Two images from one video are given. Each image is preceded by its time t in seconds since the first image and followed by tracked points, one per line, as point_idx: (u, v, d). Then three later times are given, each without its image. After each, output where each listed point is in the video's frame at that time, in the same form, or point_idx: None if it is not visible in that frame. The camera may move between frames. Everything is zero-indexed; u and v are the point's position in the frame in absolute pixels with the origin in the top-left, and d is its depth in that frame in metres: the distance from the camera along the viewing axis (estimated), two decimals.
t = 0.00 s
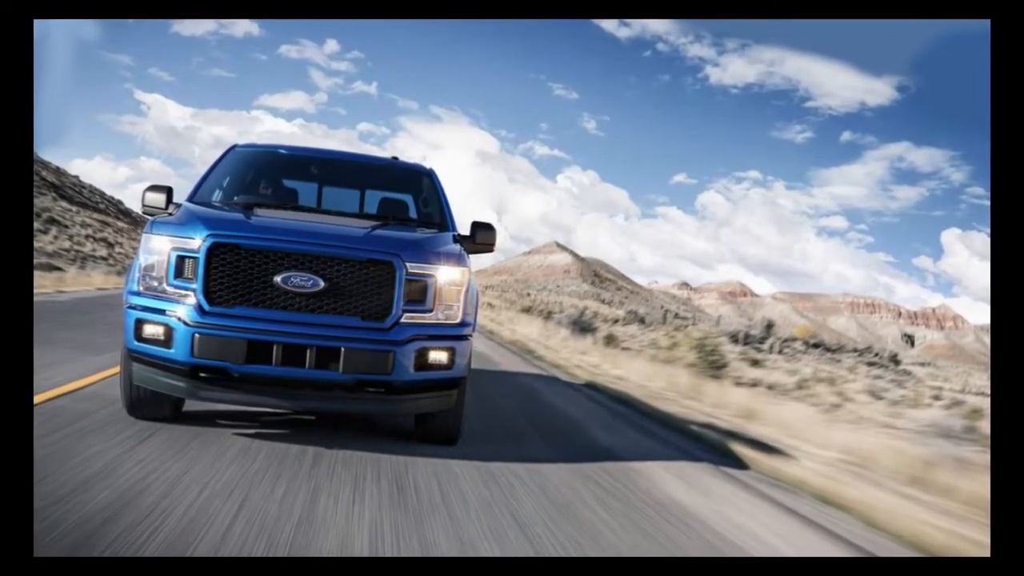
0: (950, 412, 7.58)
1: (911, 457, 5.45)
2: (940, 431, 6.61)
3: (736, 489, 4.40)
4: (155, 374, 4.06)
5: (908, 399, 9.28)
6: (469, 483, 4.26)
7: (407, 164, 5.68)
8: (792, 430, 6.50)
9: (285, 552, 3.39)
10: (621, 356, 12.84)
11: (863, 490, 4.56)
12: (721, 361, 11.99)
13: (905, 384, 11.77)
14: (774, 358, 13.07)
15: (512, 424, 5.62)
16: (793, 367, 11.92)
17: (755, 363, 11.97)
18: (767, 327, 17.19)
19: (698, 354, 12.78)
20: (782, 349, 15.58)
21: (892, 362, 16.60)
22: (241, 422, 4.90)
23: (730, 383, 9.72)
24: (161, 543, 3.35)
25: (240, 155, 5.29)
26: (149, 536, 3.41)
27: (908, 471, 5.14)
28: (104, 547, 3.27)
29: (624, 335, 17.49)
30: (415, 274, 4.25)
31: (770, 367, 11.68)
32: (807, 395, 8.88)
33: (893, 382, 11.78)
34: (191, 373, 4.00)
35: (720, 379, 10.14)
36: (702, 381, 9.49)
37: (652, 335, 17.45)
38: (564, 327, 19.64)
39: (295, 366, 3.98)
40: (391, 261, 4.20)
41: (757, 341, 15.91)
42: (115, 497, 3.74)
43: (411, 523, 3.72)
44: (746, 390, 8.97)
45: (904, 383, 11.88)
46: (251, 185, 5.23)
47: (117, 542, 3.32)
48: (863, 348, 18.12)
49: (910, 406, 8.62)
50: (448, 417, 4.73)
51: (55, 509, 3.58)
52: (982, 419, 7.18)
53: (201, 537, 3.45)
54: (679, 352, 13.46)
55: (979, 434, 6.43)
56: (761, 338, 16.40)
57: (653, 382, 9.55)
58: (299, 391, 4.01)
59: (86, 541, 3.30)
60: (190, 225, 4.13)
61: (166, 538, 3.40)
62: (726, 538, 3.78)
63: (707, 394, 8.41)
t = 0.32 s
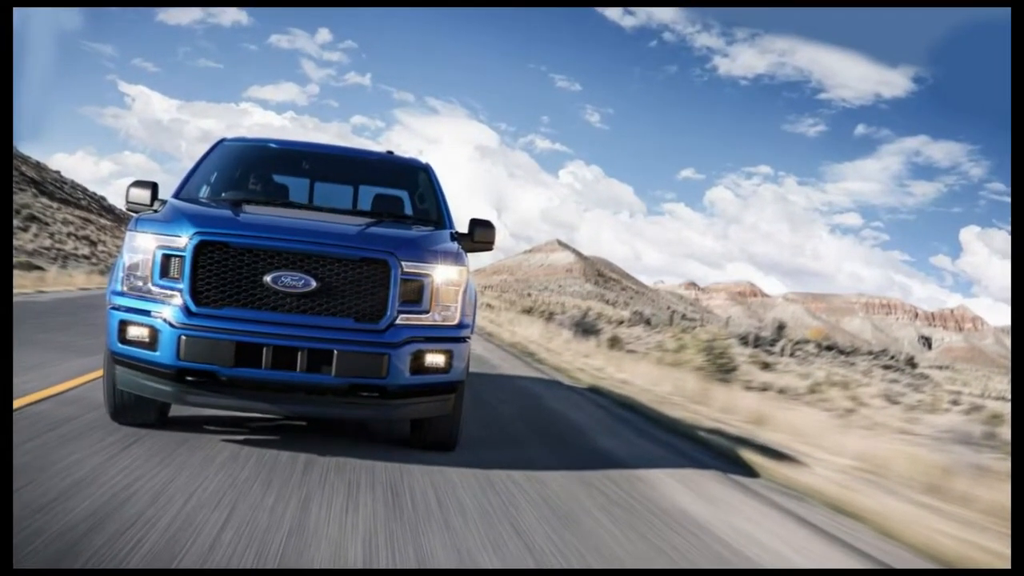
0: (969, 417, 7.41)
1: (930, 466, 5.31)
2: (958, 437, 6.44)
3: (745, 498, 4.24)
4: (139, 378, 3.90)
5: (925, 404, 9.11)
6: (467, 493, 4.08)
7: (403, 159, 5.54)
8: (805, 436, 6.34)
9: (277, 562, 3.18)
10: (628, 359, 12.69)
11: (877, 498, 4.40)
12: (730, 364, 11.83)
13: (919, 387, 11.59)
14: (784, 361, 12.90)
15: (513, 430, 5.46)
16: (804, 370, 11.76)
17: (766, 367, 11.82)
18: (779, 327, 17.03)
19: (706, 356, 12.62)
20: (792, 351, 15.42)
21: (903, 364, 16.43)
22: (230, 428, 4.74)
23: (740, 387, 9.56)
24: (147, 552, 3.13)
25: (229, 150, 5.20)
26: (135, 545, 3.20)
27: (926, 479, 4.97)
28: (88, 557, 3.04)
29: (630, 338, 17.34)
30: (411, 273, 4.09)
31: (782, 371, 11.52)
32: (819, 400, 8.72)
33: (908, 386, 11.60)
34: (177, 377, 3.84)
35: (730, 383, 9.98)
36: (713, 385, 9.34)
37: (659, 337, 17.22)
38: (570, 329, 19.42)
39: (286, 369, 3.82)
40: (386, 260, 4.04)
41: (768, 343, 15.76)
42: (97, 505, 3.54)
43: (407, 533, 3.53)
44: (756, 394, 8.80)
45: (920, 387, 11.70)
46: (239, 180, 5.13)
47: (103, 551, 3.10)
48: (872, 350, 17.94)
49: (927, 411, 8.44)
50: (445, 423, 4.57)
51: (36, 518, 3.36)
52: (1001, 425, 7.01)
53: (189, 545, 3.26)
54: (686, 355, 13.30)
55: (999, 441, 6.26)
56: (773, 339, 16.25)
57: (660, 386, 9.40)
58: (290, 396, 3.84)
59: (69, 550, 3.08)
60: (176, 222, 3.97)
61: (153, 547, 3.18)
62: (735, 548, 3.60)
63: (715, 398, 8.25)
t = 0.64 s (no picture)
0: (980, 421, 7.31)
1: (941, 472, 5.22)
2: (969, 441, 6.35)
3: (751, 504, 4.15)
4: (129, 381, 3.82)
5: (935, 407, 9.02)
6: (467, 498, 3.98)
7: (402, 158, 5.48)
8: (812, 440, 6.24)
9: (271, 568, 3.06)
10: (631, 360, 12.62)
11: (885, 504, 4.31)
12: (735, 366, 11.76)
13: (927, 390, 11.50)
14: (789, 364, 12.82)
15: (514, 434, 5.37)
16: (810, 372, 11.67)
17: (772, 370, 11.74)
18: (787, 329, 16.92)
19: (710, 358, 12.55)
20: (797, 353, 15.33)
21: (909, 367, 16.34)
22: (222, 432, 4.65)
23: (745, 390, 9.48)
24: (138, 559, 3.01)
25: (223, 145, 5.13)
26: (125, 552, 3.08)
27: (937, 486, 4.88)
28: (77, 563, 2.92)
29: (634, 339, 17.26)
30: (409, 273, 3.99)
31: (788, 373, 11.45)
32: (825, 403, 8.63)
33: (915, 388, 11.50)
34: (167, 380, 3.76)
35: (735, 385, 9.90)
36: (717, 388, 9.26)
37: (661, 339, 17.16)
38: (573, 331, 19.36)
39: (280, 371, 3.73)
40: (383, 260, 3.94)
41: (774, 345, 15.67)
42: (86, 511, 3.42)
43: (405, 540, 3.43)
44: (762, 397, 8.69)
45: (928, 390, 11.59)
46: (233, 177, 5.06)
47: (92, 557, 2.98)
48: (877, 352, 17.82)
49: (936, 415, 8.35)
50: (444, 427, 4.48)
51: (23, 523, 3.24)
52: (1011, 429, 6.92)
53: (181, 549, 3.16)
54: (690, 356, 13.22)
55: (1010, 445, 6.17)
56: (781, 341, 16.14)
57: (664, 388, 9.32)
58: (284, 399, 3.76)
59: (56, 557, 2.95)
60: (166, 222, 3.87)
61: (144, 553, 3.06)
62: (740, 555, 3.50)
63: (720, 401, 8.18)
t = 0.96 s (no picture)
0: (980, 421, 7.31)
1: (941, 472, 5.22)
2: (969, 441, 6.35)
3: (751, 505, 4.14)
4: (128, 381, 3.82)
5: (935, 407, 9.02)
6: (467, 499, 3.98)
7: (402, 158, 5.47)
8: (812, 441, 6.25)
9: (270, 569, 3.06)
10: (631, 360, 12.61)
11: (885, 504, 4.31)
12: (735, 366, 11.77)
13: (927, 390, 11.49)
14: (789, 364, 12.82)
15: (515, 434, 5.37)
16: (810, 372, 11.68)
17: (772, 370, 11.73)
18: (788, 329, 16.90)
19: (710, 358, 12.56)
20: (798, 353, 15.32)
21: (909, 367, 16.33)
22: (222, 432, 4.65)
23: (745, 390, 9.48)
24: (138, 559, 3.01)
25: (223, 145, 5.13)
26: (125, 552, 3.07)
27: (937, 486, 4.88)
28: (77, 564, 2.92)
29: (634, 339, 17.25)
30: (409, 272, 3.99)
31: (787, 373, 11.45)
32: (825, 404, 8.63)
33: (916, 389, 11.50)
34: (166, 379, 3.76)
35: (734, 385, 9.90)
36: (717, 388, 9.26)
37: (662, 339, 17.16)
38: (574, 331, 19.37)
39: (280, 371, 3.73)
40: (383, 260, 3.94)
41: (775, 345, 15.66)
42: (86, 511, 3.42)
43: (405, 541, 3.42)
44: (763, 398, 8.68)
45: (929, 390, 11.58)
46: (233, 177, 5.06)
47: (92, 557, 2.98)
48: (878, 352, 17.83)
49: (936, 416, 8.35)
50: (444, 427, 4.48)
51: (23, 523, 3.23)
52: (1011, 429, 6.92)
53: (181, 549, 3.16)
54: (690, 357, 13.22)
55: (1010, 445, 6.17)
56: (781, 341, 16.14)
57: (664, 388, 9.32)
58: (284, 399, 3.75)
59: (57, 557, 2.95)
60: (166, 222, 3.87)
61: (144, 553, 3.06)
62: (740, 555, 3.50)
63: (720, 401, 8.18)
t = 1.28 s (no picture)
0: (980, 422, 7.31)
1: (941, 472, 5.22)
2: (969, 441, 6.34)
3: (751, 504, 4.14)
4: (128, 380, 3.82)
5: (935, 408, 9.01)
6: (468, 499, 3.98)
7: (402, 159, 5.47)
8: (812, 441, 6.25)
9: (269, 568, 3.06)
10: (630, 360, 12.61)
11: (884, 504, 4.31)
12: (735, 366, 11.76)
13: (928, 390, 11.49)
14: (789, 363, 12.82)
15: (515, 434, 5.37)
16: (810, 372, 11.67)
17: (772, 370, 11.73)
18: (787, 329, 16.91)
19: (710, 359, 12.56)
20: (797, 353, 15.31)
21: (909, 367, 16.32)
22: (222, 432, 4.65)
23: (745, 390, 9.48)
24: (138, 559, 3.01)
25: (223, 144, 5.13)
26: (125, 552, 3.07)
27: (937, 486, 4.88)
28: (76, 564, 2.92)
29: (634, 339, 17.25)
30: (409, 272, 3.99)
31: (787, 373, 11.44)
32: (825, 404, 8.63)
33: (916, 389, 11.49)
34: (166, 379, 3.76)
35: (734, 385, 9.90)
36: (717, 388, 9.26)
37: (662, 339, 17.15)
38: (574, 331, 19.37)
39: (280, 371, 3.73)
40: (383, 259, 3.94)
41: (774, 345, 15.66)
42: (85, 512, 3.42)
43: (405, 541, 3.42)
44: (763, 398, 8.68)
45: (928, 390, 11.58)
46: (233, 176, 5.06)
47: (93, 557, 2.98)
48: (878, 352, 17.82)
49: (936, 416, 8.34)
50: (443, 427, 4.48)
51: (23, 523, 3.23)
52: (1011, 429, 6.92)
53: (181, 549, 3.16)
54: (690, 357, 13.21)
55: (1010, 445, 6.17)
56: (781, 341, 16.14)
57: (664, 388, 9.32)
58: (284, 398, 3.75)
59: (57, 557, 2.95)
60: (166, 222, 3.87)
61: (144, 553, 3.06)
62: (740, 555, 3.50)
63: (719, 401, 8.19)
